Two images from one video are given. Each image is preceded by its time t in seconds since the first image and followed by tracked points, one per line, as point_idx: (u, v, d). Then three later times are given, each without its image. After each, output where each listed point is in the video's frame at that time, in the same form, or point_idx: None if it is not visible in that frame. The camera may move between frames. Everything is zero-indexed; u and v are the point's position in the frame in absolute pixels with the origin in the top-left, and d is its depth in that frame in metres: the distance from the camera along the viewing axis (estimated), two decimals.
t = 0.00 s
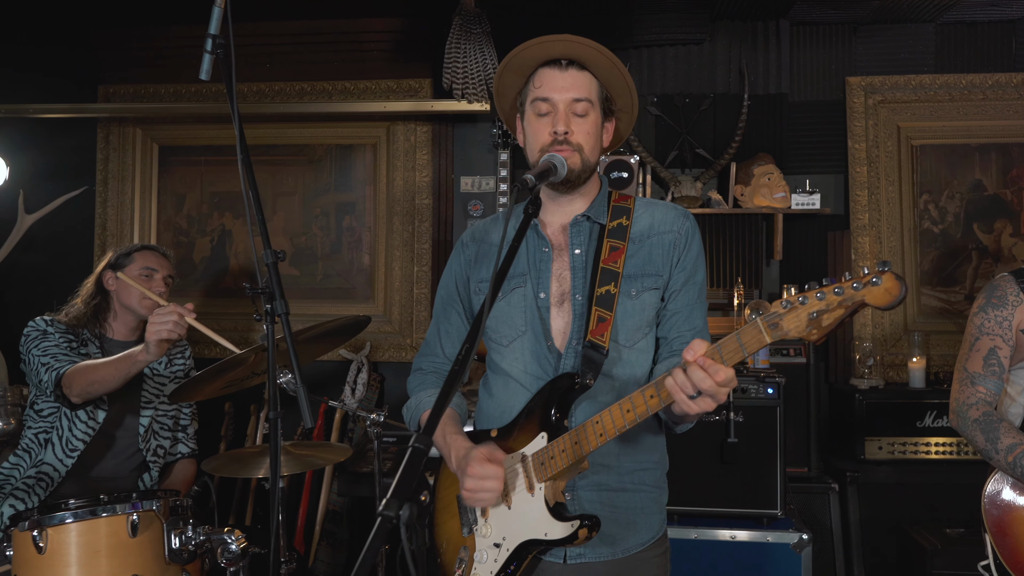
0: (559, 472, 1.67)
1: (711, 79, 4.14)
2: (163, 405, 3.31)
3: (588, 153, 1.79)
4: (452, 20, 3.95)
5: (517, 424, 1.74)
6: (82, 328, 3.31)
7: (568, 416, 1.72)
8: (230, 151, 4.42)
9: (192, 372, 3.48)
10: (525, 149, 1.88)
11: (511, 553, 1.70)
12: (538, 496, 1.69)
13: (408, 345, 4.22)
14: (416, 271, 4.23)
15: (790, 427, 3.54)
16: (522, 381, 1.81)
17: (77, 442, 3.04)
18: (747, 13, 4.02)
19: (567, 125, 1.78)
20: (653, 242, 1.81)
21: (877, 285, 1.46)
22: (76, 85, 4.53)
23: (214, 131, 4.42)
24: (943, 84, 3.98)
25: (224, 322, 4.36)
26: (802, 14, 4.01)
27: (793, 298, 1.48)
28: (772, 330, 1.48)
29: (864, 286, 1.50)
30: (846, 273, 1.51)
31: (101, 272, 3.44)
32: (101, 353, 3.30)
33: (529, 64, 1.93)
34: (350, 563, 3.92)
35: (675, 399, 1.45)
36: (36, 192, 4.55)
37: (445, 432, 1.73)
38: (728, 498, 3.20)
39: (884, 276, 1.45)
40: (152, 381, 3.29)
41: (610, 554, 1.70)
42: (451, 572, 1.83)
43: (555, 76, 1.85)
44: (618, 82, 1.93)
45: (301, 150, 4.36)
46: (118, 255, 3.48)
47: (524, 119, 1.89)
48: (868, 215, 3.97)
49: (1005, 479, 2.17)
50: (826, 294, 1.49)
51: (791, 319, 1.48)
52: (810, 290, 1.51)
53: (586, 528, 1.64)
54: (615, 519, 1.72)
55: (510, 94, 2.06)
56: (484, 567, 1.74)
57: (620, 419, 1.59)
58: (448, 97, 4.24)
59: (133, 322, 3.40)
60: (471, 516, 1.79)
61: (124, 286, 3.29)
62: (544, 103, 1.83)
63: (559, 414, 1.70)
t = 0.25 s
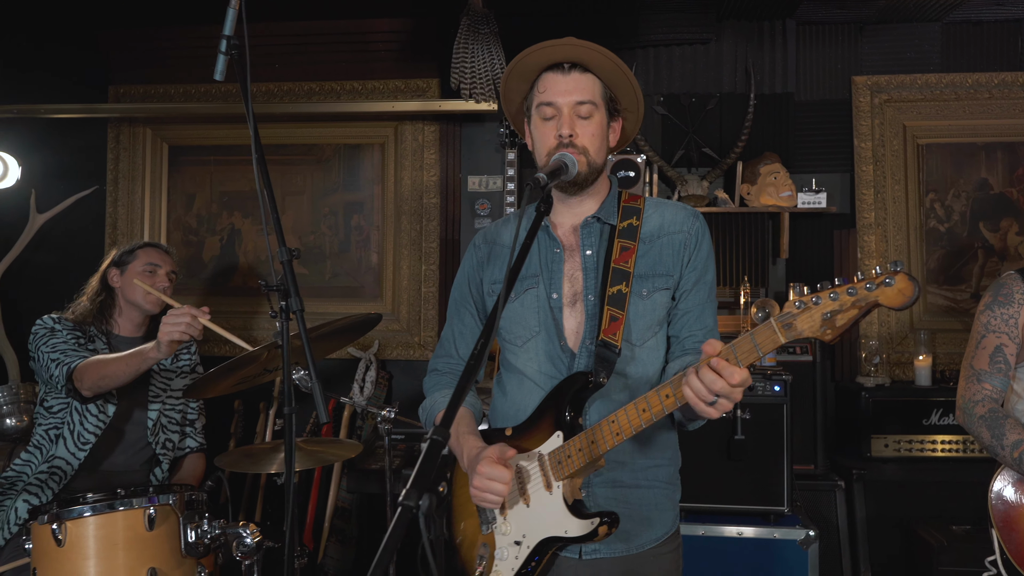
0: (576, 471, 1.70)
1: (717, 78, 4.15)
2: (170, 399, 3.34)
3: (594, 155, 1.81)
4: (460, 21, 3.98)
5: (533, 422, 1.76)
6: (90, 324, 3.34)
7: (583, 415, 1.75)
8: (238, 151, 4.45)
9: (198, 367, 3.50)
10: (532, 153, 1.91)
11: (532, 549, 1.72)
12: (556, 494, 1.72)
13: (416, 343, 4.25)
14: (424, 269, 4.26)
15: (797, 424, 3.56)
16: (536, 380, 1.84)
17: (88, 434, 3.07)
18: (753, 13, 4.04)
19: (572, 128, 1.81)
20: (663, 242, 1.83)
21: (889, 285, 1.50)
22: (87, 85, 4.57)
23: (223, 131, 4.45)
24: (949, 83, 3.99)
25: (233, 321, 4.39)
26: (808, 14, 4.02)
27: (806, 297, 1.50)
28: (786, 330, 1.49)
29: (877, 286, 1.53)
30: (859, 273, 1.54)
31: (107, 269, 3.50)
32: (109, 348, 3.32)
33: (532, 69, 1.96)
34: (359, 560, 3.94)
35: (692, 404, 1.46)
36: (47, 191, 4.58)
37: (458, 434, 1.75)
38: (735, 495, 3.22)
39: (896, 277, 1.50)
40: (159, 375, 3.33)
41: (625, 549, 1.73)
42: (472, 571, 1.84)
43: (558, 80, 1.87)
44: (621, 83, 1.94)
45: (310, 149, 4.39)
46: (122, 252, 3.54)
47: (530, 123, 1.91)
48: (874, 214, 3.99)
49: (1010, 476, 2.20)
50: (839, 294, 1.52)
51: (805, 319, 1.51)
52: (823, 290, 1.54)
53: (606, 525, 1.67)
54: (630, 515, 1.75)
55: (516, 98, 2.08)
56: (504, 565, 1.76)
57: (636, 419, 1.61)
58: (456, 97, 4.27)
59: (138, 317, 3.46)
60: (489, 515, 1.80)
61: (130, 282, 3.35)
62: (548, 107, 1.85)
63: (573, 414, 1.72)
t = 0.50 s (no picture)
0: (589, 467, 1.72)
1: (724, 78, 4.17)
2: (177, 394, 3.37)
3: (595, 154, 1.83)
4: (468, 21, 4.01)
5: (547, 418, 1.80)
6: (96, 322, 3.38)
7: (595, 411, 1.78)
8: (248, 151, 4.48)
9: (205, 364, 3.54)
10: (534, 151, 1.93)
11: (546, 543, 1.75)
12: (569, 489, 1.75)
13: (423, 342, 4.28)
14: (432, 268, 4.28)
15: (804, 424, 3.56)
16: (547, 377, 1.86)
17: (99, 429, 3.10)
18: (760, 12, 4.06)
19: (573, 127, 1.83)
20: (671, 238, 1.85)
21: (902, 293, 1.50)
22: (98, 86, 4.61)
23: (233, 130, 4.48)
24: (956, 82, 4.00)
25: (243, 319, 4.42)
26: (815, 14, 4.04)
27: (820, 303, 1.52)
28: (799, 334, 1.51)
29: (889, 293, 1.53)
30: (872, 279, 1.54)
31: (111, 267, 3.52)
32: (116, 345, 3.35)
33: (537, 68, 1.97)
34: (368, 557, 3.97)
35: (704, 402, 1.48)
36: (58, 191, 4.62)
37: (475, 430, 1.78)
38: (743, 492, 3.24)
39: (909, 285, 1.49)
40: (166, 370, 3.36)
41: (639, 541, 1.75)
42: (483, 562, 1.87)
43: (561, 79, 1.89)
44: (625, 82, 1.96)
45: (319, 149, 4.42)
46: (124, 250, 3.56)
47: (534, 122, 1.93)
48: (881, 212, 4.00)
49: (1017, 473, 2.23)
50: (853, 301, 1.53)
51: (818, 324, 1.52)
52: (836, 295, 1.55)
53: (618, 521, 1.69)
54: (643, 509, 1.77)
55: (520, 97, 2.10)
56: (518, 557, 1.79)
57: (649, 418, 1.63)
58: (464, 97, 4.29)
59: (144, 313, 3.49)
60: (503, 508, 1.83)
61: (136, 275, 3.45)
62: (551, 105, 1.87)
63: (586, 411, 1.76)
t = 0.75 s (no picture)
0: (595, 459, 1.75)
1: (726, 78, 4.20)
2: (181, 389, 3.41)
3: (603, 151, 1.86)
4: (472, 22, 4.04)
5: (553, 413, 1.83)
6: (100, 320, 3.40)
7: (601, 406, 1.82)
8: (253, 150, 4.51)
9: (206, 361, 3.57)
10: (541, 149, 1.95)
11: (552, 535, 1.78)
12: (576, 481, 1.77)
13: (427, 340, 4.30)
14: (436, 267, 4.31)
15: (806, 420, 3.58)
16: (553, 373, 1.89)
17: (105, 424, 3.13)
18: (762, 13, 4.08)
19: (582, 126, 1.85)
20: (672, 231, 1.88)
21: (898, 285, 1.55)
22: (104, 86, 4.64)
23: (238, 130, 4.51)
24: (957, 82, 4.02)
25: (249, 318, 4.45)
26: (816, 14, 4.06)
27: (820, 297, 1.55)
28: (799, 326, 1.53)
29: (885, 285, 1.58)
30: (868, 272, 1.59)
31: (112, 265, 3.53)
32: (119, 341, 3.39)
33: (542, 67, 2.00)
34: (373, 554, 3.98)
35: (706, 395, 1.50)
36: (64, 191, 4.65)
37: (484, 428, 1.81)
38: (745, 488, 3.26)
39: (905, 277, 1.55)
40: (170, 365, 3.40)
41: (647, 531, 1.77)
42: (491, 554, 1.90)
43: (568, 78, 1.92)
44: (630, 83, 1.99)
45: (324, 149, 4.44)
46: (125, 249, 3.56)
47: (540, 120, 1.96)
48: (882, 211, 4.02)
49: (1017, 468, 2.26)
50: (851, 294, 1.57)
51: (817, 317, 1.55)
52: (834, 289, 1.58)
53: (623, 511, 1.71)
54: (649, 499, 1.79)
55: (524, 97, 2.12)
56: (525, 549, 1.82)
57: (654, 411, 1.65)
58: (468, 97, 4.32)
59: (145, 311, 3.53)
60: (511, 501, 1.86)
61: (136, 271, 3.46)
62: (559, 104, 1.89)
63: (592, 404, 1.79)
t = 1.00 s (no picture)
0: (599, 452, 1.79)
1: (727, 79, 4.23)
2: (188, 384, 3.43)
3: (615, 150, 1.90)
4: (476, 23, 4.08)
5: (557, 408, 1.86)
6: (105, 318, 3.41)
7: (605, 399, 1.84)
8: (257, 150, 4.54)
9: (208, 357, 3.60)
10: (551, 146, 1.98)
11: (555, 526, 1.81)
12: (579, 474, 1.81)
13: (431, 339, 4.33)
14: (439, 267, 4.34)
15: (806, 418, 3.63)
16: (558, 368, 1.92)
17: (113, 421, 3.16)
18: (763, 14, 4.12)
19: (595, 125, 1.88)
20: (674, 229, 1.91)
21: (897, 282, 1.58)
22: (110, 87, 4.67)
23: (243, 130, 4.54)
24: (956, 83, 4.06)
25: (253, 317, 4.48)
26: (817, 16, 4.10)
27: (820, 293, 1.58)
28: (799, 322, 1.56)
29: (885, 284, 1.62)
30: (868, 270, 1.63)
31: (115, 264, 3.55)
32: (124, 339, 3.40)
33: (555, 66, 2.02)
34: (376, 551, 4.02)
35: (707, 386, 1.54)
36: (70, 190, 4.69)
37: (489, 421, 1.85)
38: (747, 485, 3.29)
39: (904, 274, 1.58)
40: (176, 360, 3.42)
41: (649, 524, 1.80)
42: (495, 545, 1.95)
43: (581, 77, 1.94)
44: (638, 84, 2.03)
45: (328, 149, 4.48)
46: (128, 248, 3.59)
47: (550, 118, 1.98)
48: (882, 211, 4.06)
49: (1015, 464, 2.29)
50: (851, 291, 1.60)
51: (817, 313, 1.58)
52: (834, 286, 1.62)
53: (626, 503, 1.75)
54: (651, 491, 1.82)
55: (534, 94, 2.14)
56: (528, 540, 1.86)
57: (657, 405, 1.69)
58: (471, 97, 4.35)
59: (148, 309, 3.56)
60: (515, 493, 1.90)
61: (138, 270, 3.49)
62: (572, 102, 1.92)
63: (596, 399, 1.82)
